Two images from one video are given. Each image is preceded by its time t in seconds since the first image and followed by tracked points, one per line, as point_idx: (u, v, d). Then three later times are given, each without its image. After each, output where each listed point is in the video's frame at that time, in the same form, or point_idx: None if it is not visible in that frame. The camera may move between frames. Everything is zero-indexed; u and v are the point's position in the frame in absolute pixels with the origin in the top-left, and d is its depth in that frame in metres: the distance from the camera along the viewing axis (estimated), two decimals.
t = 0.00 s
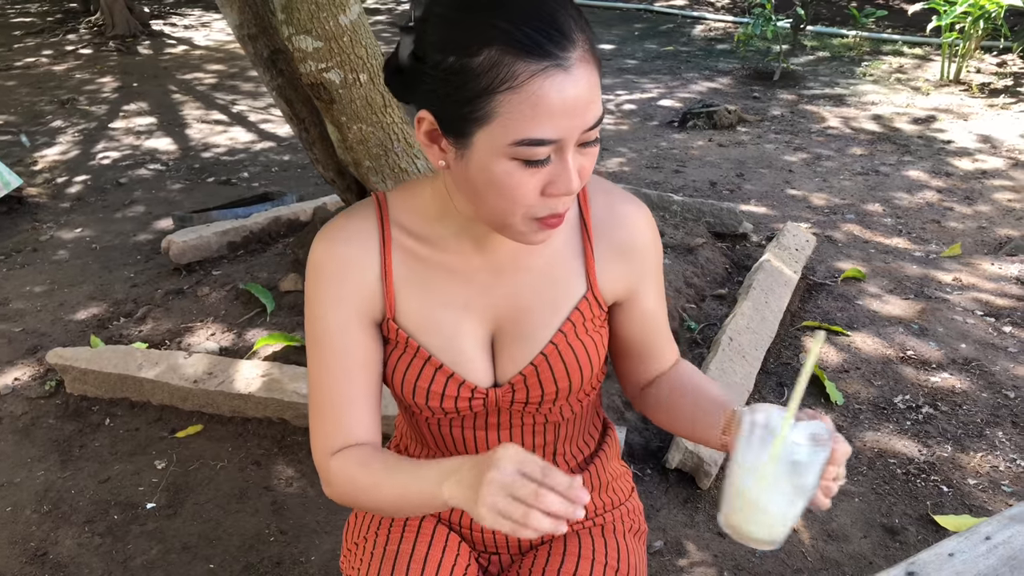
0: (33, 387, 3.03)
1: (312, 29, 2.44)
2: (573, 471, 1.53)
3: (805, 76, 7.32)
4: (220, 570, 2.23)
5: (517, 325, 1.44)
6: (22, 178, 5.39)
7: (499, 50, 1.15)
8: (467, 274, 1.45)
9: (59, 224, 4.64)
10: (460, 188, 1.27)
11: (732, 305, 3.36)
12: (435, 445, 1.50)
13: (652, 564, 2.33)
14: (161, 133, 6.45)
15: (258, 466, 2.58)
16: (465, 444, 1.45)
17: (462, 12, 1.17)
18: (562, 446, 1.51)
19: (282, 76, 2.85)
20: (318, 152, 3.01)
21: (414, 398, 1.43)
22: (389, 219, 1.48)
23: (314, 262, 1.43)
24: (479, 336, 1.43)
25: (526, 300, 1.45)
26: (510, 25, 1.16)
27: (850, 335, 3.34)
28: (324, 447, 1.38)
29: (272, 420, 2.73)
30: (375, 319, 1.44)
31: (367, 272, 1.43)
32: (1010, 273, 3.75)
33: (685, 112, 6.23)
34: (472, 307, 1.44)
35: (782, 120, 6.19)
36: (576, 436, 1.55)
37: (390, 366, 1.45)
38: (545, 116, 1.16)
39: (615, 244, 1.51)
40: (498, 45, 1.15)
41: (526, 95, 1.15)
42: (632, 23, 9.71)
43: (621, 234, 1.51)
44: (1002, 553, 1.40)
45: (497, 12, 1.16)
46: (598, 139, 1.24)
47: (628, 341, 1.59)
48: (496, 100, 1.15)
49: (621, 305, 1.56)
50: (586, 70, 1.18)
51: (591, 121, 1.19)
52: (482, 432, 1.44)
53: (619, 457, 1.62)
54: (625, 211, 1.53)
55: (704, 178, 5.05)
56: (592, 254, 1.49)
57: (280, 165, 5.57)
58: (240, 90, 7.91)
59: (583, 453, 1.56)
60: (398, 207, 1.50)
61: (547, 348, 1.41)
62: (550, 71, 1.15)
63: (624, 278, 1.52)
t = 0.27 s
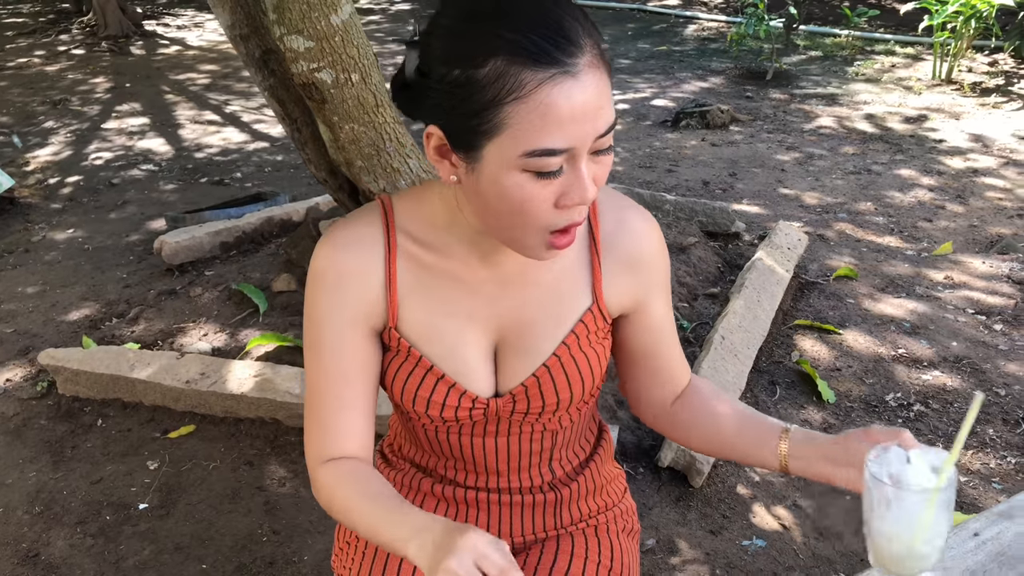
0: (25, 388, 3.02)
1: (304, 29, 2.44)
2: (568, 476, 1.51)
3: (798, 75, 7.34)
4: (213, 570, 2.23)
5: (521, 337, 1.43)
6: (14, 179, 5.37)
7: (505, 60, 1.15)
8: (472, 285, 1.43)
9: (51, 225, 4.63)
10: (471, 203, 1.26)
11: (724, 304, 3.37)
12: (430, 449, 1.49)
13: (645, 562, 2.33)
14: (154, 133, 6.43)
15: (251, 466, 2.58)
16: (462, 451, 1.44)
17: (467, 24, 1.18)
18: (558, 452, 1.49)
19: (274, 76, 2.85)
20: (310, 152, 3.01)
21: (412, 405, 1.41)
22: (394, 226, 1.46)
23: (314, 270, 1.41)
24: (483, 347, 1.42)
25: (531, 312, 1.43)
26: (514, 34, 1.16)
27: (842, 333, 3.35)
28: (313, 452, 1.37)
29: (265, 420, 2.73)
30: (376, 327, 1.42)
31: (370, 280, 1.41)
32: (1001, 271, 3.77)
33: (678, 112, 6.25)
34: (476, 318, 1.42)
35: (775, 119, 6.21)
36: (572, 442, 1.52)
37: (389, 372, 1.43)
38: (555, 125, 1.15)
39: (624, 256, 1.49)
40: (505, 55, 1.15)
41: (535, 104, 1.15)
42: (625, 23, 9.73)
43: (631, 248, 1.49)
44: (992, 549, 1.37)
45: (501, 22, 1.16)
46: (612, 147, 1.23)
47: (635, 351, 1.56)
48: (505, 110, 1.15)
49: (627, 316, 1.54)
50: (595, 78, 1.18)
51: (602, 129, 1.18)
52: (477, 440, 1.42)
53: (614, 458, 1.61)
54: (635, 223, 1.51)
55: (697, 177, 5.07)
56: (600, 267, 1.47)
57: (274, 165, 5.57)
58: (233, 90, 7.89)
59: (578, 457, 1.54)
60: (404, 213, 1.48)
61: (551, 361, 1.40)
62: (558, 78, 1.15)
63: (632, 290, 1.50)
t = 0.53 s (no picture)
0: (18, 389, 3.01)
1: (297, 30, 2.44)
2: (568, 478, 1.51)
3: (789, 75, 7.37)
4: (207, 570, 2.23)
5: (531, 344, 1.43)
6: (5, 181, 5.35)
7: (543, 68, 1.12)
8: (486, 291, 1.42)
9: (43, 226, 4.61)
10: (500, 211, 1.24)
11: (716, 303, 3.38)
12: (431, 449, 1.49)
13: (639, 559, 2.34)
14: (146, 134, 6.42)
15: (244, 466, 2.59)
16: (466, 453, 1.44)
17: (504, 29, 1.13)
18: (560, 454, 1.49)
19: (267, 77, 2.85)
20: (303, 152, 3.01)
21: (418, 407, 1.41)
22: (411, 226, 1.44)
23: (328, 268, 1.40)
24: (492, 353, 1.42)
25: (544, 319, 1.43)
26: (551, 40, 1.13)
27: (834, 331, 3.37)
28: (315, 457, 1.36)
29: (258, 420, 2.73)
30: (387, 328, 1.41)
31: (384, 281, 1.40)
32: (990, 269, 3.80)
33: (670, 111, 6.27)
34: (486, 324, 1.42)
35: (766, 119, 6.24)
36: (573, 445, 1.53)
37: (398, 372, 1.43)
38: (593, 134, 1.13)
39: (637, 268, 1.49)
40: (543, 63, 1.12)
41: (572, 114, 1.12)
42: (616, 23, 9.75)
43: (645, 260, 1.49)
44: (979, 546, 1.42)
45: (538, 28, 1.13)
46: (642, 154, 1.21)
47: (642, 360, 1.56)
48: (542, 120, 1.12)
49: (637, 326, 1.53)
50: (631, 86, 1.15)
51: (636, 137, 1.17)
52: (482, 442, 1.42)
53: (612, 460, 1.62)
54: (649, 234, 1.51)
55: (689, 177, 5.09)
56: (612, 279, 1.47)
57: (266, 166, 5.56)
58: (224, 91, 7.88)
59: (578, 459, 1.55)
60: (419, 213, 1.46)
61: (560, 370, 1.41)
62: (596, 87, 1.13)
63: (643, 301, 1.50)
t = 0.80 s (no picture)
0: (8, 389, 3.01)
1: (286, 28, 2.46)
2: (564, 472, 1.54)
3: (776, 74, 7.43)
4: (200, 566, 2.24)
5: (533, 342, 1.45)
6: None
7: (536, 68, 1.14)
8: (491, 289, 1.44)
9: (31, 227, 4.60)
10: (492, 207, 1.26)
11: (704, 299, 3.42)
12: (429, 443, 1.50)
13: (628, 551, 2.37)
14: (134, 135, 6.40)
15: (236, 463, 2.60)
16: (465, 449, 1.45)
17: (504, 30, 1.15)
18: (557, 449, 1.51)
19: (256, 76, 2.86)
20: (292, 151, 3.02)
21: (421, 403, 1.42)
22: (416, 223, 1.46)
23: (331, 264, 1.40)
24: (496, 351, 1.44)
25: (546, 317, 1.46)
26: (549, 43, 1.14)
27: (820, 326, 3.41)
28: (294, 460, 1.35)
29: (249, 418, 2.74)
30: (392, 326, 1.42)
31: (390, 279, 1.41)
32: (974, 264, 3.85)
33: (658, 111, 6.31)
34: (490, 322, 1.44)
35: (754, 118, 6.29)
36: (569, 440, 1.55)
37: (400, 369, 1.44)
38: (581, 138, 1.15)
39: (641, 268, 1.52)
40: (536, 63, 1.14)
41: (561, 117, 1.14)
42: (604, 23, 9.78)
43: (648, 261, 1.52)
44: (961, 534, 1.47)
45: (537, 32, 1.14)
46: (641, 162, 1.22)
47: (641, 360, 1.58)
48: (530, 119, 1.15)
49: (637, 326, 1.56)
50: (629, 93, 1.17)
51: (631, 145, 1.18)
52: (482, 439, 1.43)
53: (606, 454, 1.65)
54: (652, 235, 1.54)
55: (677, 175, 5.13)
56: (616, 279, 1.50)
57: (256, 166, 5.57)
58: (213, 92, 7.87)
59: (573, 454, 1.57)
60: (425, 211, 1.48)
61: (562, 370, 1.43)
62: (588, 92, 1.14)
63: (645, 301, 1.53)
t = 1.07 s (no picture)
0: None
1: (267, 27, 2.48)
2: (546, 464, 1.56)
3: (759, 73, 7.49)
4: (185, 563, 2.24)
5: (513, 337, 1.47)
6: None
7: (512, 56, 1.17)
8: (472, 285, 1.46)
9: (12, 228, 4.57)
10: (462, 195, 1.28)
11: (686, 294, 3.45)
12: (412, 438, 1.52)
13: (611, 543, 2.39)
14: (116, 136, 6.37)
15: (221, 461, 2.60)
16: (448, 443, 1.47)
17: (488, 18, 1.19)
18: (539, 442, 1.53)
19: (239, 75, 2.87)
20: (276, 149, 3.02)
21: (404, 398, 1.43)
22: (397, 219, 1.47)
23: (312, 260, 1.40)
24: (476, 346, 1.46)
25: (526, 312, 1.48)
26: (529, 37, 1.17)
27: (801, 320, 3.45)
28: (276, 458, 1.33)
29: (234, 416, 2.75)
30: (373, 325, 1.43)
31: (371, 275, 1.41)
32: (952, 259, 3.91)
33: (641, 109, 6.35)
34: (471, 318, 1.46)
35: (736, 116, 6.34)
36: (551, 433, 1.57)
37: (382, 364, 1.45)
38: (545, 132, 1.16)
39: (621, 263, 1.54)
40: (514, 52, 1.17)
41: (528, 106, 1.16)
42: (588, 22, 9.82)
43: (628, 254, 1.55)
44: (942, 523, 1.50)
45: (521, 23, 1.17)
46: (611, 168, 1.22)
47: (621, 354, 1.61)
48: (499, 106, 1.17)
49: (617, 317, 1.58)
50: (602, 95, 1.18)
51: (600, 147, 1.18)
52: (465, 433, 1.45)
53: (587, 445, 1.67)
54: (632, 231, 1.56)
55: (660, 173, 5.16)
56: (595, 274, 1.52)
57: (240, 166, 5.56)
58: (196, 93, 7.84)
59: (556, 446, 1.59)
60: (407, 208, 1.49)
61: (544, 363, 1.45)
62: (559, 87, 1.15)
63: (625, 296, 1.55)
